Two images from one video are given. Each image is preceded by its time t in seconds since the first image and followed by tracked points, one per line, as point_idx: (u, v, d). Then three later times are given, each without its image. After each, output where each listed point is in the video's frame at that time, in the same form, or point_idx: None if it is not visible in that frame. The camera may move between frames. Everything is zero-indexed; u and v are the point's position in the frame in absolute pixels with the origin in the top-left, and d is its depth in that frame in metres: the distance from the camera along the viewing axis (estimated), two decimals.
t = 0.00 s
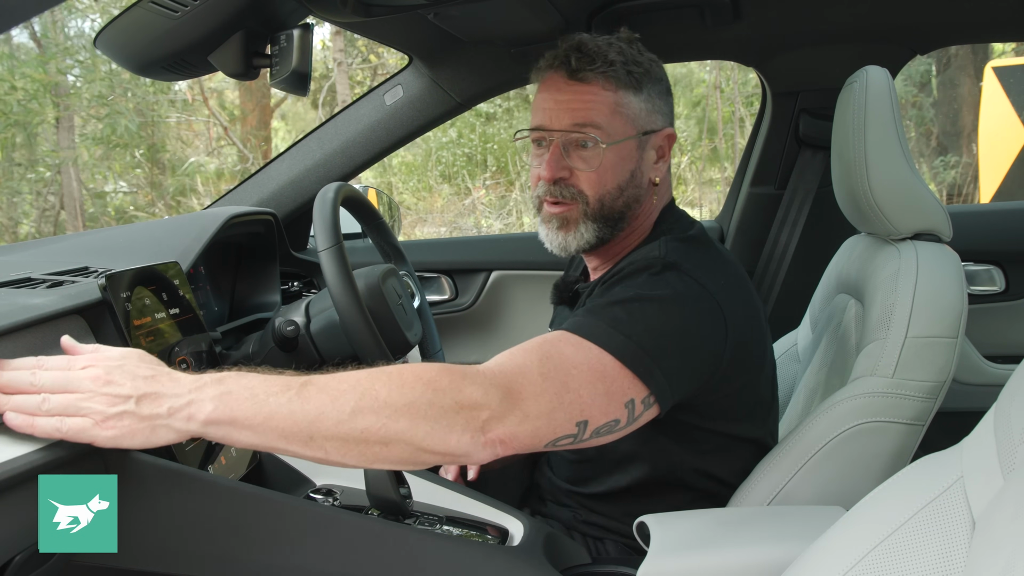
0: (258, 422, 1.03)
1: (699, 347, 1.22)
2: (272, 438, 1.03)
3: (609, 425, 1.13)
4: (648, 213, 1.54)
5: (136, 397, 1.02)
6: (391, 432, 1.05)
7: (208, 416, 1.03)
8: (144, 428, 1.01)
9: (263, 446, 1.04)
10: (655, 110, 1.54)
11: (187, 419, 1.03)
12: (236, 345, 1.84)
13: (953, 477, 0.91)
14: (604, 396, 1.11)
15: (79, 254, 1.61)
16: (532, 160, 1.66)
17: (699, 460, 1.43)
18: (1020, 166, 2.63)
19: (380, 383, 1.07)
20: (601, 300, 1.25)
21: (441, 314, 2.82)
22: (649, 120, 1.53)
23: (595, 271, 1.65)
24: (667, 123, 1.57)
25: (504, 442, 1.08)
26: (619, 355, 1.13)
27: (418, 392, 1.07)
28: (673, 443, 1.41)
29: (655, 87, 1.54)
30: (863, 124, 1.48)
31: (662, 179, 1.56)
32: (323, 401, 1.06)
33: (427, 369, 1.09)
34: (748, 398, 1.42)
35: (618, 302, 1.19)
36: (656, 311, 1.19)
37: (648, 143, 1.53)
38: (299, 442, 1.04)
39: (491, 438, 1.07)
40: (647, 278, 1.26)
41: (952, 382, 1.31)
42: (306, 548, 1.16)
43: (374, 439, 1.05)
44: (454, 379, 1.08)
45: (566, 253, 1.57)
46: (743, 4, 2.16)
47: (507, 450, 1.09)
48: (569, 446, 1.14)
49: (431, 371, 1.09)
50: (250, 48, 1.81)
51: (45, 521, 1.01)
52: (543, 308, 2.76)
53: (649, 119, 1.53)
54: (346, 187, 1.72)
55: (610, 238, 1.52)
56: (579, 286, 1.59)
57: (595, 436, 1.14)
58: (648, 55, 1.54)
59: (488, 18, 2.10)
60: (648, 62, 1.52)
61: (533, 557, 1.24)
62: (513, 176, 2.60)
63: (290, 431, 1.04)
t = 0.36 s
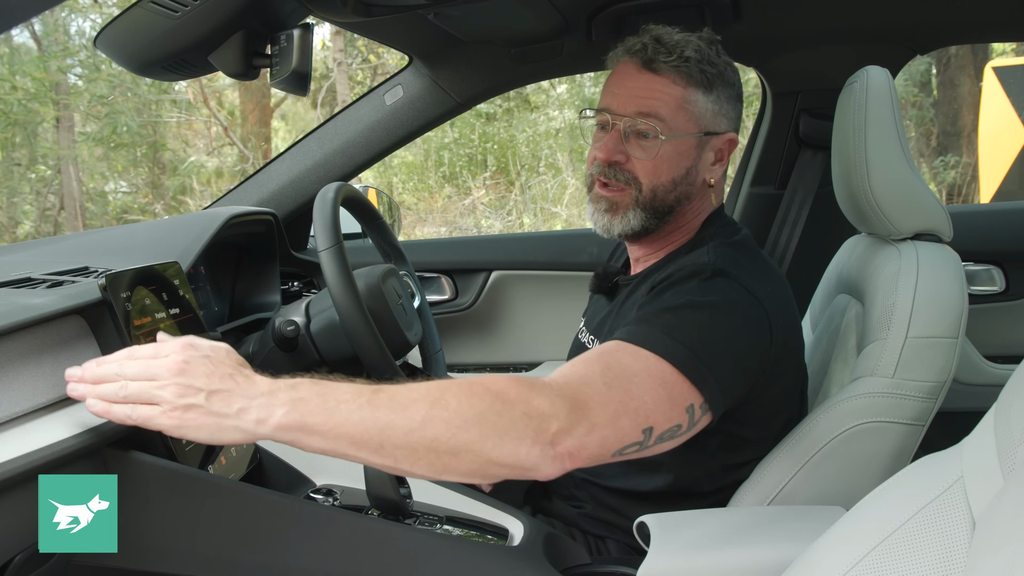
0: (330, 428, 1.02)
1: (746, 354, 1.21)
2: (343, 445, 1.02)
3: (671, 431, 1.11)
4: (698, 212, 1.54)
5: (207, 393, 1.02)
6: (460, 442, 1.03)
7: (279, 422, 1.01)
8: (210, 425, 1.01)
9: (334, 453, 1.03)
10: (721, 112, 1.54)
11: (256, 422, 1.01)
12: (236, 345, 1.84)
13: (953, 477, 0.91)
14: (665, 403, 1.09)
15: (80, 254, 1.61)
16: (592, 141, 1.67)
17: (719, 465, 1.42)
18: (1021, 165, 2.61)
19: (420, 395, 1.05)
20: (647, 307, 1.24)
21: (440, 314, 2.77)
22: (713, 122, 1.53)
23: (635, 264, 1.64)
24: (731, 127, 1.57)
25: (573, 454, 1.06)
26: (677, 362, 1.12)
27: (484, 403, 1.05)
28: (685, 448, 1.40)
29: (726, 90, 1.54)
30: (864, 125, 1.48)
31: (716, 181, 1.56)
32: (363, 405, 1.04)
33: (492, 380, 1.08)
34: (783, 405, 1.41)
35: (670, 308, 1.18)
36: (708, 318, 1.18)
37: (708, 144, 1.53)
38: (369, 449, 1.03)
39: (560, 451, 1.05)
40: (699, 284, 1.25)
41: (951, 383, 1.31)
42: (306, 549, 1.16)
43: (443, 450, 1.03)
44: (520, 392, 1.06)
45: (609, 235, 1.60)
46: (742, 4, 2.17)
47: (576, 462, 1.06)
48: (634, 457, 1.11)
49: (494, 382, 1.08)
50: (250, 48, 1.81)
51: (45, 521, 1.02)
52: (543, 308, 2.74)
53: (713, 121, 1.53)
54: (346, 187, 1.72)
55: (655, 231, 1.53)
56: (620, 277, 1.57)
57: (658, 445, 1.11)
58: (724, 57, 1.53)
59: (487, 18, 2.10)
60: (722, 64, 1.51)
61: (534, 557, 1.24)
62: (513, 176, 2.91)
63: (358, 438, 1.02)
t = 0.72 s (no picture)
0: (330, 441, 0.93)
1: (734, 352, 1.21)
2: (343, 457, 0.93)
3: (661, 431, 1.07)
4: (674, 213, 1.54)
5: (195, 415, 0.91)
6: (463, 444, 0.96)
7: (275, 438, 0.92)
8: (206, 447, 0.89)
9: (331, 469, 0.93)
10: (693, 110, 1.54)
11: (251, 440, 0.91)
12: (236, 345, 1.84)
13: (953, 477, 0.91)
14: (656, 401, 1.06)
15: (81, 254, 1.61)
16: (568, 142, 1.67)
17: (709, 466, 1.42)
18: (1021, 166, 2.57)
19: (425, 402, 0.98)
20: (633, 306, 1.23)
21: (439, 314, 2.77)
22: (685, 120, 1.53)
23: (613, 267, 1.64)
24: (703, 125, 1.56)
25: (571, 451, 1.00)
26: (668, 359, 1.09)
27: (484, 400, 0.99)
28: (678, 452, 1.41)
29: (697, 88, 1.54)
30: (864, 125, 1.48)
31: (691, 181, 1.55)
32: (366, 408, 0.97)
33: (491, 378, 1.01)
34: (769, 403, 1.42)
35: (656, 306, 1.16)
36: (695, 316, 1.17)
37: (681, 142, 1.53)
38: (372, 460, 0.94)
39: (560, 447, 0.99)
40: (683, 283, 1.25)
41: (952, 382, 1.31)
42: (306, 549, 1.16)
43: (445, 453, 0.95)
44: (520, 389, 1.00)
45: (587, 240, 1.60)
46: (743, 4, 2.17)
47: (574, 461, 1.01)
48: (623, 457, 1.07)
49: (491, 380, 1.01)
50: (250, 48, 1.81)
51: (45, 521, 0.98)
52: (543, 308, 2.74)
53: (685, 120, 1.53)
54: (346, 187, 1.72)
55: (632, 233, 1.53)
56: (598, 278, 1.57)
57: (647, 445, 1.08)
58: (694, 55, 1.53)
59: (488, 18, 2.10)
60: (692, 61, 1.51)
61: (533, 557, 1.23)
62: (513, 176, 3.01)
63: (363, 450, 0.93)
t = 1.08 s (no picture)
0: (280, 452, 0.97)
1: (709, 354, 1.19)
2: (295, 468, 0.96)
3: (627, 435, 1.07)
4: (639, 223, 1.49)
5: (144, 437, 0.97)
6: (416, 451, 0.98)
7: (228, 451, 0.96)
8: (159, 466, 0.95)
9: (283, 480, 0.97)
10: (634, 119, 1.46)
11: (204, 456, 0.96)
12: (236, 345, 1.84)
13: (953, 477, 0.91)
14: (619, 402, 1.06)
15: (80, 254, 1.61)
16: (515, 178, 1.58)
17: (703, 467, 1.42)
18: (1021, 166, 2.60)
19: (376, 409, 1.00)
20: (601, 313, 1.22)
21: (440, 314, 2.81)
22: (627, 131, 1.45)
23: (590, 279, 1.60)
24: (647, 129, 1.50)
25: (530, 455, 1.01)
26: (633, 362, 1.08)
27: (436, 407, 1.00)
28: (678, 455, 1.41)
29: (635, 94, 1.46)
30: (864, 125, 1.48)
31: (647, 188, 1.49)
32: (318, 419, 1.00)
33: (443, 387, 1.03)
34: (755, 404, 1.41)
35: (621, 311, 1.16)
36: (662, 318, 1.16)
37: (629, 153, 1.46)
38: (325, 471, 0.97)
39: (517, 451, 1.00)
40: (652, 286, 1.24)
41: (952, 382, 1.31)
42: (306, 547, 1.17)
43: (400, 460, 0.97)
44: (472, 397, 1.01)
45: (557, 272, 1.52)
46: (743, 4, 2.17)
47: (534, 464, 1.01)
48: (591, 459, 1.07)
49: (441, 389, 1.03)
50: (250, 48, 1.81)
51: (44, 521, 0.95)
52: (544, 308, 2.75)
53: (627, 130, 1.45)
54: (346, 187, 1.71)
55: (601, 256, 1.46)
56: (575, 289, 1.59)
57: (616, 447, 1.08)
58: (621, 62, 1.45)
59: (488, 18, 2.10)
60: (621, 70, 1.43)
61: (531, 556, 1.24)
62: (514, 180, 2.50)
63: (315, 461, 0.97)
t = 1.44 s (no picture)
0: (310, 456, 1.01)
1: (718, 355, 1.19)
2: (322, 474, 1.00)
3: (655, 439, 1.08)
4: (628, 226, 1.45)
5: (190, 425, 1.03)
6: (439, 469, 1.00)
7: (260, 451, 1.01)
8: (194, 453, 1.00)
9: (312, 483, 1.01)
10: (608, 125, 1.41)
11: (238, 452, 1.01)
12: (236, 345, 1.84)
13: (953, 477, 0.91)
14: (644, 416, 1.06)
15: (80, 254, 1.61)
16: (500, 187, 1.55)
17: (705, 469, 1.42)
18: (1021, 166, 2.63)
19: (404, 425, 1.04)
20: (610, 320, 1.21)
21: (440, 314, 2.79)
22: (603, 138, 1.40)
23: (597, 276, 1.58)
24: (626, 133, 1.44)
25: (561, 479, 1.02)
26: (652, 371, 1.09)
27: (463, 431, 1.03)
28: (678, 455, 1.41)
29: (611, 99, 1.42)
30: (864, 124, 1.48)
31: (630, 192, 1.45)
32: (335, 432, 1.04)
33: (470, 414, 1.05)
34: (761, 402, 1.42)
35: (634, 319, 1.15)
36: (673, 323, 1.16)
37: (607, 160, 1.41)
38: (349, 478, 1.01)
39: (546, 476, 1.01)
40: (658, 289, 1.23)
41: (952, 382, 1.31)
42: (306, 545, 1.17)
43: (424, 477, 1.00)
44: (498, 421, 1.03)
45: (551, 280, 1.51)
46: (743, 4, 2.17)
47: (565, 488, 1.03)
48: (623, 470, 1.09)
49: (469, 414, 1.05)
50: (250, 48, 1.82)
51: (45, 521, 1.02)
52: (544, 308, 2.74)
53: (602, 137, 1.40)
54: (346, 187, 1.71)
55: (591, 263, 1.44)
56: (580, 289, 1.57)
57: (645, 454, 1.09)
58: (593, 69, 1.41)
59: (488, 18, 2.09)
60: (592, 78, 1.38)
61: (532, 556, 1.24)
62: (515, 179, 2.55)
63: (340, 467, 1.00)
